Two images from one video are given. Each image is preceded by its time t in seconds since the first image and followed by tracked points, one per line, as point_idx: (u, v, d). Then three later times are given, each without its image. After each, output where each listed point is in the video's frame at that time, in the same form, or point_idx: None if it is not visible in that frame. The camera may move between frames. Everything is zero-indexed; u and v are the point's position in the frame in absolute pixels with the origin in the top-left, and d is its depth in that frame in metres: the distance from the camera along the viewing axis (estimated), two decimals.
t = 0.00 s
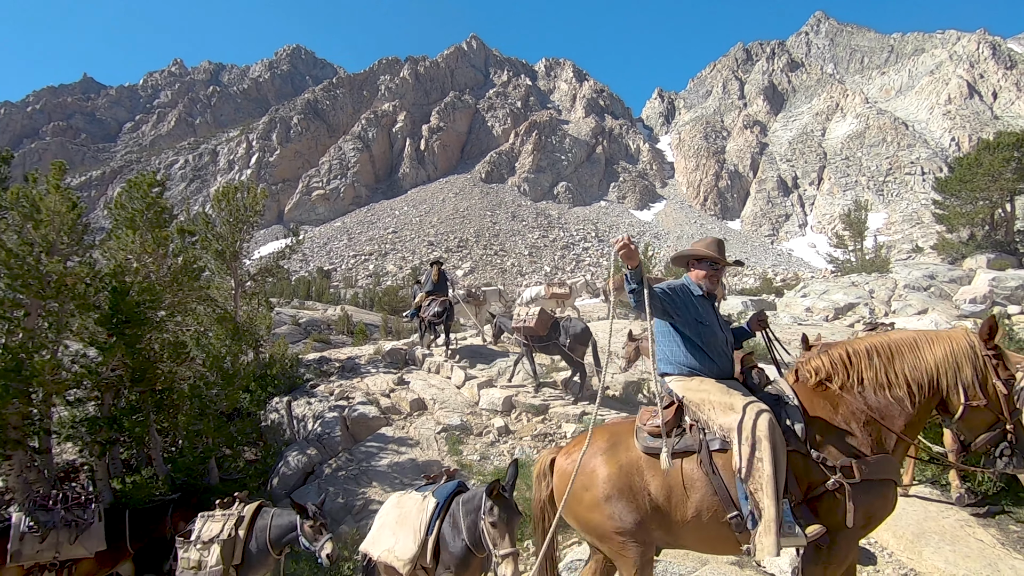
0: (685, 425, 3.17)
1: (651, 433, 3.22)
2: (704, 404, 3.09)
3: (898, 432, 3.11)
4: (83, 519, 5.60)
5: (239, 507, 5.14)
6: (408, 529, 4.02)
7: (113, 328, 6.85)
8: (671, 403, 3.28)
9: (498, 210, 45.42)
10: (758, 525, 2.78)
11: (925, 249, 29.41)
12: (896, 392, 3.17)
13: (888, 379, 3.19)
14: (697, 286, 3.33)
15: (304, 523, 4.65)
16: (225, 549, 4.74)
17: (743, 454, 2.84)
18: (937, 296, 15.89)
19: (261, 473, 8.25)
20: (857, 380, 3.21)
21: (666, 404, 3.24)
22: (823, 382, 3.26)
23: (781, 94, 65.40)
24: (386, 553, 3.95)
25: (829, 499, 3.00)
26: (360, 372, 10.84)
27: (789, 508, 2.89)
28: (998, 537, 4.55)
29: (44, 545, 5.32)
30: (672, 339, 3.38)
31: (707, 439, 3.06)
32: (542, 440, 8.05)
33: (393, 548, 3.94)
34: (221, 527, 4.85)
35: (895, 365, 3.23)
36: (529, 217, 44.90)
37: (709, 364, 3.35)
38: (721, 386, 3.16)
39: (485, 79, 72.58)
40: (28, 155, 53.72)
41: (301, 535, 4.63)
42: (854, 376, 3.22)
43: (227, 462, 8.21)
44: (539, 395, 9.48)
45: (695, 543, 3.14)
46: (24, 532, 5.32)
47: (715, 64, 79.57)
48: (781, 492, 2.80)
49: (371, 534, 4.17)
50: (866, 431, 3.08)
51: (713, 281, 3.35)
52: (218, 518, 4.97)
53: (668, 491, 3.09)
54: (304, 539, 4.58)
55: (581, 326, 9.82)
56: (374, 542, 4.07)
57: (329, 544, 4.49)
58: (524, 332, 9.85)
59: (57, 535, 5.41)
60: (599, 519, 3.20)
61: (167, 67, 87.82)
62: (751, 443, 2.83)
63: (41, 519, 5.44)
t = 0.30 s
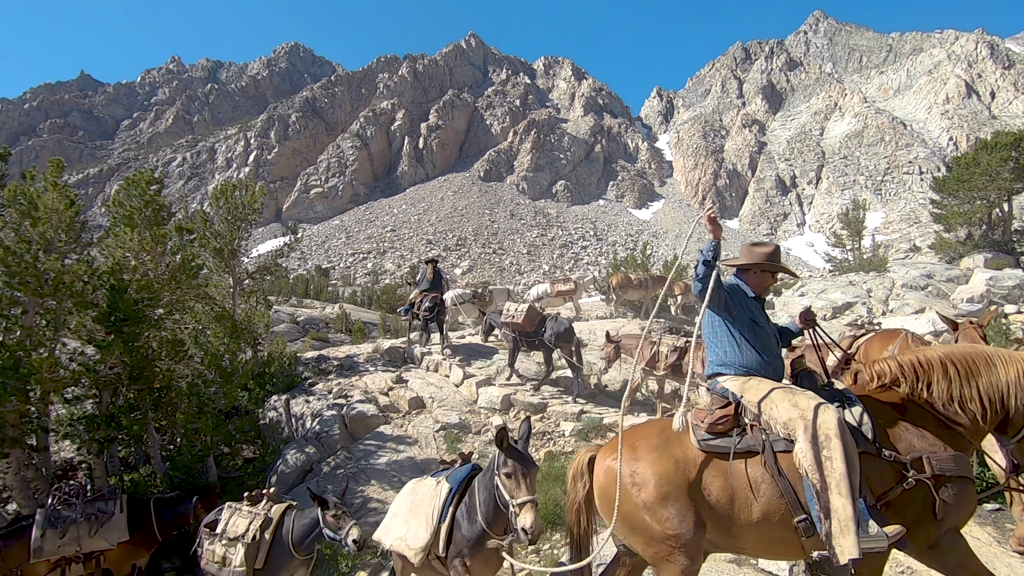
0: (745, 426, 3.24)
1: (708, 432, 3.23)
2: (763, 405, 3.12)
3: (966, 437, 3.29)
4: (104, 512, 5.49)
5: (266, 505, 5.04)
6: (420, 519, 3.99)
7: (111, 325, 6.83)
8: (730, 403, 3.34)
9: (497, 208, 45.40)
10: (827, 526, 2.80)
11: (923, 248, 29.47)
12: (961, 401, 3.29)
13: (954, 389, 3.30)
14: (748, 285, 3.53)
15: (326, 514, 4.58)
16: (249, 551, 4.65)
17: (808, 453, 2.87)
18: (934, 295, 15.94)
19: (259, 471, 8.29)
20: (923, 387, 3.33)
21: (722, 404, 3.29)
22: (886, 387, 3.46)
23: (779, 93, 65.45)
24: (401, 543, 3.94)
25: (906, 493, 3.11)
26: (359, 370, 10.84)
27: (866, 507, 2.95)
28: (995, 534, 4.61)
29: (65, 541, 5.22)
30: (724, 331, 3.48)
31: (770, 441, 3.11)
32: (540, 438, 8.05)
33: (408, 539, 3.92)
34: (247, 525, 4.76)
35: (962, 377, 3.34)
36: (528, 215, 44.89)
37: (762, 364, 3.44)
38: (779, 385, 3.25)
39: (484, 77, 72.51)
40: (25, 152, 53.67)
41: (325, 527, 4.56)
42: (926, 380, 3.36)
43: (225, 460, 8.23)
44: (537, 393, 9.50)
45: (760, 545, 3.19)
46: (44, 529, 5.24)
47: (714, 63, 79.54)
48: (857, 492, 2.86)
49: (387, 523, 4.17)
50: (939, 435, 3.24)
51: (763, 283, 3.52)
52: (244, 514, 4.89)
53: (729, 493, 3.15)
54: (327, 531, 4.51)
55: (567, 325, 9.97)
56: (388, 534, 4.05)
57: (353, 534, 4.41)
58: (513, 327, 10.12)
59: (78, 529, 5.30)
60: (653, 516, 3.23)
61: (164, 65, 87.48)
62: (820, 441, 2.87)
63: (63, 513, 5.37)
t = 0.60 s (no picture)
0: (822, 407, 3.05)
1: (784, 405, 3.02)
2: (851, 386, 2.98)
3: None
4: (129, 503, 5.55)
5: (292, 493, 5.13)
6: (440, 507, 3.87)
7: (111, 323, 6.82)
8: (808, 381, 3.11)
9: (497, 207, 45.39)
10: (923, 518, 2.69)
11: (923, 248, 29.49)
12: None
13: None
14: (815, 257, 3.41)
15: (351, 504, 4.60)
16: (280, 538, 4.70)
17: (900, 440, 2.77)
18: (934, 295, 15.94)
19: (259, 469, 8.31)
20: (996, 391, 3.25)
21: (798, 378, 3.10)
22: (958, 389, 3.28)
23: (780, 92, 65.41)
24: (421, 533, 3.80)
25: (975, 500, 2.94)
26: (358, 368, 10.86)
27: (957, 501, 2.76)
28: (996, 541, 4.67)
29: (93, 532, 5.33)
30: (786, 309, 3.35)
31: (850, 424, 2.96)
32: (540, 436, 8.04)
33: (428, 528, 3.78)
34: (274, 514, 4.83)
35: None
36: (528, 214, 44.91)
37: (838, 342, 3.34)
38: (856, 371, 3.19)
39: (484, 75, 72.47)
40: (25, 150, 53.64)
41: (349, 518, 4.55)
42: (986, 386, 3.27)
43: (225, 458, 8.25)
44: (537, 392, 9.50)
45: (817, 531, 3.02)
46: (72, 520, 5.37)
47: (715, 62, 79.45)
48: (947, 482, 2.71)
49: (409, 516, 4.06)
50: (1011, 441, 3.07)
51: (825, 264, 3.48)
52: (270, 504, 4.96)
53: (798, 476, 2.94)
54: (352, 521, 4.52)
55: (552, 319, 10.16)
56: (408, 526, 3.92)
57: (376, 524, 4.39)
58: (500, 325, 10.43)
59: (104, 520, 5.40)
60: (710, 490, 2.99)
61: (165, 63, 87.29)
62: (914, 432, 2.77)
63: (90, 506, 5.48)
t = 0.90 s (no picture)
0: (900, 410, 2.89)
1: (864, 405, 2.80)
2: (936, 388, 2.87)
3: None
4: (141, 505, 5.52)
5: (315, 492, 5.09)
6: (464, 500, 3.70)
7: (111, 321, 6.81)
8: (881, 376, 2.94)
9: (496, 206, 45.35)
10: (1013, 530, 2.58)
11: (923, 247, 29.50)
12: None
13: None
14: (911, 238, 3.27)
15: (370, 510, 4.50)
16: (304, 539, 4.67)
17: (992, 450, 2.64)
18: (933, 294, 15.93)
19: (259, 468, 8.30)
20: None
21: (870, 373, 2.91)
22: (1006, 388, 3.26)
23: (780, 91, 65.35)
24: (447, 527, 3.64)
25: None
26: (358, 367, 10.87)
27: None
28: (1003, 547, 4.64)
29: (107, 531, 5.36)
30: (865, 270, 3.18)
31: (932, 429, 2.85)
32: (540, 435, 8.02)
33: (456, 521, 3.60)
34: (297, 514, 4.78)
35: None
36: (527, 212, 44.87)
37: (920, 331, 3.15)
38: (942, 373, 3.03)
39: (484, 74, 72.39)
40: (24, 148, 53.54)
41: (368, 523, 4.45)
42: None
43: (224, 457, 8.25)
44: (536, 391, 9.50)
45: (879, 534, 2.84)
46: (90, 518, 5.43)
47: (715, 61, 79.32)
48: None
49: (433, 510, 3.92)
50: None
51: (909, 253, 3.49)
52: (293, 504, 4.90)
53: (867, 473, 2.77)
54: (370, 528, 4.43)
55: (541, 316, 10.43)
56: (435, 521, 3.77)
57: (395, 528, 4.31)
58: (489, 323, 10.61)
59: (116, 520, 5.40)
60: (765, 486, 2.80)
61: (164, 61, 87.06)
62: (1009, 441, 2.63)
63: (110, 505, 5.54)
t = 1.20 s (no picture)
0: (957, 421, 2.86)
1: (924, 420, 2.77)
2: (994, 403, 2.87)
3: None
4: (161, 504, 5.47)
5: (333, 493, 4.88)
6: (512, 510, 3.11)
7: (110, 321, 6.81)
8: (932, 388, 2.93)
9: (496, 206, 45.39)
10: None
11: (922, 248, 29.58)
12: None
13: None
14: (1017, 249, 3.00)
15: (389, 509, 4.27)
16: (322, 542, 4.46)
17: None
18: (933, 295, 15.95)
19: (258, 468, 8.29)
20: None
21: (923, 385, 2.93)
22: None
23: (780, 92, 65.44)
24: (485, 537, 3.09)
25: None
26: (358, 367, 10.88)
27: None
28: (1009, 555, 4.55)
29: (127, 527, 5.33)
30: (917, 291, 3.17)
31: (986, 443, 2.86)
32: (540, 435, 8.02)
33: (499, 534, 3.05)
34: (316, 516, 4.60)
35: None
36: (527, 213, 44.92)
37: (980, 342, 3.11)
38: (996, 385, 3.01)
39: (484, 74, 72.46)
40: (23, 148, 53.53)
41: (389, 524, 4.23)
42: None
43: (224, 457, 8.23)
44: (535, 391, 9.51)
45: (922, 542, 2.91)
46: (116, 512, 5.44)
47: (715, 62, 79.33)
48: None
49: (463, 505, 3.35)
50: None
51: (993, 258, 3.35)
52: (312, 506, 4.72)
53: (921, 489, 2.79)
54: (391, 528, 4.19)
55: (531, 315, 10.51)
56: (470, 526, 3.21)
57: (417, 529, 4.08)
58: (478, 322, 10.64)
59: (135, 517, 5.37)
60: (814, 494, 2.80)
61: (164, 61, 87.01)
62: None
63: (135, 502, 5.54)
